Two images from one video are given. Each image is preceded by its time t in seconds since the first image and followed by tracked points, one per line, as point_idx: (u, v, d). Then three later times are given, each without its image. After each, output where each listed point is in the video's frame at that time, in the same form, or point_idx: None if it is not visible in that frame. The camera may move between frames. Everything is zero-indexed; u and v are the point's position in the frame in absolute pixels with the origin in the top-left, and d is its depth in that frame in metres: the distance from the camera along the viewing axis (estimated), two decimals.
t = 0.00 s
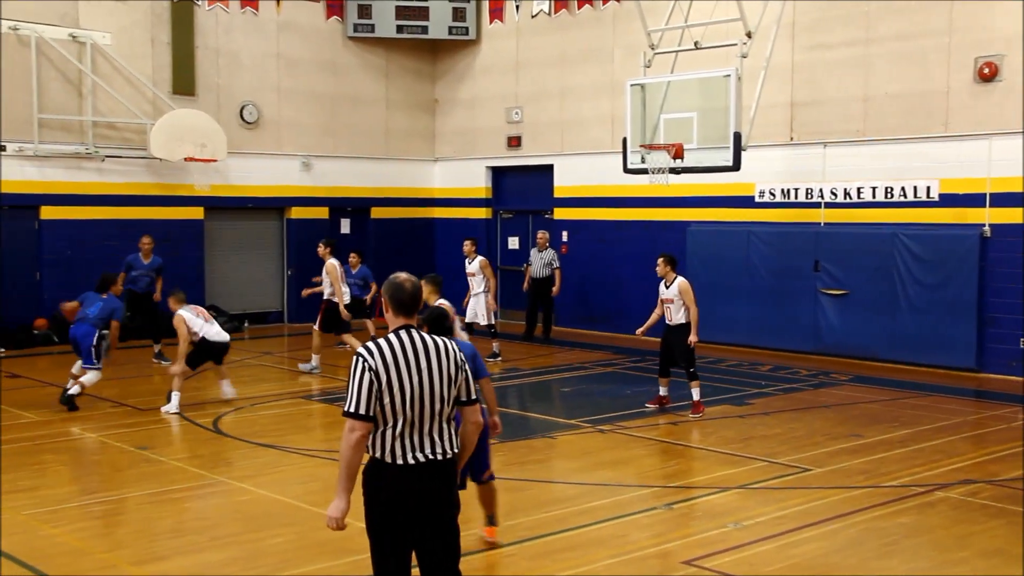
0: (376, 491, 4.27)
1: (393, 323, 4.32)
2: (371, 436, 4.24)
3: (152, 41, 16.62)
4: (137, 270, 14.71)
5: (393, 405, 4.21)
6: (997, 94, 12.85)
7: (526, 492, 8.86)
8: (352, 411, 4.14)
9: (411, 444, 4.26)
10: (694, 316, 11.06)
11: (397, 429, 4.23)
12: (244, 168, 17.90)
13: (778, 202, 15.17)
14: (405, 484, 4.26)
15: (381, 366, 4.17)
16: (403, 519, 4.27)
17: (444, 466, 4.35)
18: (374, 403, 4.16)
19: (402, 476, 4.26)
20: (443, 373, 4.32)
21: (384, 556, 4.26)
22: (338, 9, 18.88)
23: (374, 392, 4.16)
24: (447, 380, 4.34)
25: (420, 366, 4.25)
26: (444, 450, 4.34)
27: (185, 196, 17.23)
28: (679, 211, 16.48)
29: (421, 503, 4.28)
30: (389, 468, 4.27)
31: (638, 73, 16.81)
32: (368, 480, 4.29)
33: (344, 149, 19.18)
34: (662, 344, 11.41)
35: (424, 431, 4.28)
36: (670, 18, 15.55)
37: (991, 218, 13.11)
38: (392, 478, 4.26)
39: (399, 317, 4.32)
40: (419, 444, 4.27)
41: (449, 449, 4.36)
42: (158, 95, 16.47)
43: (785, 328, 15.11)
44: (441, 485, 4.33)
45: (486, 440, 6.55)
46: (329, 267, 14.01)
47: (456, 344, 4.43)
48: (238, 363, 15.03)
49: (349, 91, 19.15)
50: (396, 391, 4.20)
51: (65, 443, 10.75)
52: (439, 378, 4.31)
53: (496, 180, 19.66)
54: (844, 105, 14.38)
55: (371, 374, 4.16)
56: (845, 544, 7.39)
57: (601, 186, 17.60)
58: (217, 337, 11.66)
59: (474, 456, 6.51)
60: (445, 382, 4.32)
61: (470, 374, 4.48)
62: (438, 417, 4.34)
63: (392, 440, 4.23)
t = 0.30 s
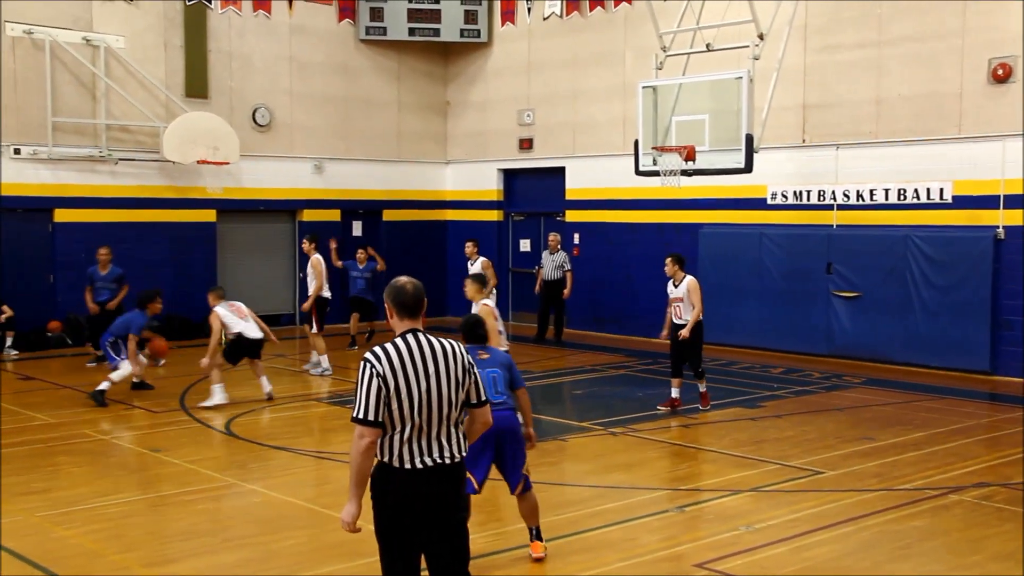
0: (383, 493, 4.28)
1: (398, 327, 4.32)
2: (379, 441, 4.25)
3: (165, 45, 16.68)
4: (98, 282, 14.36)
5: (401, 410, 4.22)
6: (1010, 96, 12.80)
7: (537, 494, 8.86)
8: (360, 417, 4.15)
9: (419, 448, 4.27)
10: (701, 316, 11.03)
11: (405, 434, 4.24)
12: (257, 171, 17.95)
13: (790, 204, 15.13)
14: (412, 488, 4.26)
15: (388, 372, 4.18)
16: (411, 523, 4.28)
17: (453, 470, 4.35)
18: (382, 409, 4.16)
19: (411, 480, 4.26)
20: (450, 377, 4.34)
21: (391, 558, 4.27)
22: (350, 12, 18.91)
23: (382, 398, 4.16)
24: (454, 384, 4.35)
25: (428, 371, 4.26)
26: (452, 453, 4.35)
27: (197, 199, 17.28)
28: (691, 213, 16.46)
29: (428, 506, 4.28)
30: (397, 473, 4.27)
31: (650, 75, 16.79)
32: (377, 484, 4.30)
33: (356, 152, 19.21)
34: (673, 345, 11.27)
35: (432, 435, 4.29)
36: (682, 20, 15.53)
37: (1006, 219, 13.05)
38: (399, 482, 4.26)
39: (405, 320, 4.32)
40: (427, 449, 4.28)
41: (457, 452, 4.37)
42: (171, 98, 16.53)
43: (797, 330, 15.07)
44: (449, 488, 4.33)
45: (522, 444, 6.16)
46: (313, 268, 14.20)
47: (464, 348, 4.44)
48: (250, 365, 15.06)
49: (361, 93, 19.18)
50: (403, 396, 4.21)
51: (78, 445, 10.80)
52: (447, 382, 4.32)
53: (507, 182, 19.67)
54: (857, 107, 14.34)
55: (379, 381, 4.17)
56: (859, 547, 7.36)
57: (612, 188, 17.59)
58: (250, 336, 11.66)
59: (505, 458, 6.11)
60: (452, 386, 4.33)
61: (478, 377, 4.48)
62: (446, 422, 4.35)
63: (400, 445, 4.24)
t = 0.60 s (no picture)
0: (392, 499, 4.31)
1: (404, 335, 4.34)
2: (387, 447, 4.26)
3: (177, 53, 16.73)
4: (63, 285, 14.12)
5: (409, 416, 4.23)
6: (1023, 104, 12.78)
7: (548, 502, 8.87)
8: (368, 425, 4.16)
9: (428, 454, 4.28)
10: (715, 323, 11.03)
11: (414, 441, 4.26)
12: (268, 178, 18.00)
13: (801, 211, 15.14)
14: (421, 494, 4.28)
15: (395, 379, 4.19)
16: (420, 528, 4.30)
17: (462, 475, 4.36)
18: (390, 417, 4.18)
19: (419, 486, 4.28)
20: (458, 383, 4.36)
21: (399, 564, 4.30)
22: (361, 19, 18.97)
23: (389, 405, 4.18)
24: (463, 390, 4.36)
25: (436, 378, 4.27)
26: (461, 459, 4.37)
27: (208, 206, 17.33)
28: (702, 220, 16.46)
29: (437, 511, 4.31)
30: (406, 479, 4.29)
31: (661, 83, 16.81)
32: (385, 490, 4.32)
33: (367, 159, 19.25)
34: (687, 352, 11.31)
35: (441, 441, 4.31)
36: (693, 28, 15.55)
37: (1017, 227, 13.03)
38: (409, 488, 4.28)
39: (411, 328, 4.33)
40: (435, 455, 4.30)
41: (466, 458, 4.38)
42: (183, 106, 16.58)
43: (808, 338, 15.07)
44: (458, 494, 4.36)
45: (547, 463, 6.17)
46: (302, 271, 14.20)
47: (472, 353, 4.45)
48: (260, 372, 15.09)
49: (372, 101, 19.23)
50: (411, 403, 4.23)
51: (89, 452, 10.84)
52: (455, 388, 4.34)
53: (518, 189, 19.70)
54: (869, 114, 14.34)
55: (386, 388, 4.18)
56: (870, 555, 7.36)
57: (623, 195, 17.60)
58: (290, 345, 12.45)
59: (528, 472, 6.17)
60: (460, 392, 4.35)
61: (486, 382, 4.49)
62: (454, 428, 4.36)
63: (409, 452, 4.26)
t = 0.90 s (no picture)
0: (398, 501, 4.31)
1: (410, 336, 4.35)
2: (393, 449, 4.27)
3: (185, 55, 16.77)
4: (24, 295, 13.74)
5: (415, 418, 4.24)
6: None
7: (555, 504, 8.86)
8: (373, 426, 4.17)
9: (434, 456, 4.28)
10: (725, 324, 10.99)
11: (419, 442, 4.26)
12: (276, 180, 18.03)
13: (809, 214, 15.12)
14: (426, 496, 4.28)
15: (399, 379, 4.20)
16: (426, 531, 4.30)
17: (468, 477, 4.36)
18: (395, 417, 4.18)
19: (425, 488, 4.28)
20: (464, 384, 4.36)
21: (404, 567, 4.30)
22: (369, 22, 19.00)
23: (394, 406, 4.18)
24: (469, 391, 4.36)
25: (442, 379, 4.28)
26: (468, 460, 4.36)
27: (216, 208, 17.36)
28: (709, 222, 16.45)
29: (443, 514, 4.30)
30: (412, 481, 4.29)
31: (668, 84, 16.79)
32: (391, 492, 4.32)
33: (374, 160, 19.27)
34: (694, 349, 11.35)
35: (447, 442, 4.30)
36: (700, 30, 15.54)
37: None
38: (414, 490, 4.28)
39: (417, 329, 4.34)
40: (441, 456, 4.29)
41: (472, 460, 4.37)
42: (191, 108, 16.61)
43: (815, 340, 15.03)
44: (464, 496, 4.35)
45: (586, 457, 6.28)
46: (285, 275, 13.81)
47: (478, 353, 4.45)
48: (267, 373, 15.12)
49: (379, 103, 19.25)
50: (416, 405, 4.23)
51: (98, 453, 10.86)
52: (461, 388, 4.34)
53: (525, 192, 19.70)
54: (876, 116, 14.30)
55: (391, 389, 4.19)
56: (878, 558, 7.33)
57: (630, 197, 17.60)
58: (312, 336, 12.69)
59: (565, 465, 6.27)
60: (466, 392, 4.35)
61: (494, 382, 4.49)
62: (460, 429, 4.36)
63: (415, 453, 4.26)
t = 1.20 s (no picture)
0: (407, 504, 4.32)
1: (419, 339, 4.33)
2: (402, 451, 4.27)
3: (194, 58, 16.80)
4: None
5: (424, 420, 4.24)
6: None
7: (564, 506, 8.87)
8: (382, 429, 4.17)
9: (444, 458, 4.29)
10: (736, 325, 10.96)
11: (429, 444, 4.26)
12: (284, 183, 18.07)
13: (818, 216, 15.11)
14: (435, 498, 4.30)
15: (408, 382, 4.20)
16: (435, 532, 4.31)
17: (478, 479, 4.37)
18: (404, 420, 4.18)
19: (434, 490, 4.29)
20: (474, 387, 4.35)
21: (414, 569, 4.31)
22: (378, 25, 19.03)
23: (403, 409, 4.18)
24: (478, 393, 4.36)
25: (450, 381, 4.27)
26: (477, 462, 4.37)
27: (224, 210, 17.40)
28: (719, 224, 16.42)
29: (452, 516, 4.32)
30: (421, 483, 4.29)
31: (676, 87, 16.78)
32: (400, 494, 4.33)
33: (383, 163, 19.28)
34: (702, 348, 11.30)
35: (457, 445, 4.31)
36: (709, 32, 15.53)
37: None
38: (424, 492, 4.30)
39: (426, 331, 4.31)
40: (450, 458, 4.30)
41: (481, 462, 4.38)
42: (200, 111, 16.66)
43: (824, 343, 15.00)
44: (473, 498, 4.35)
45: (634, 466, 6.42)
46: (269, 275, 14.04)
47: (486, 354, 4.45)
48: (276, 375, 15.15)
49: (388, 106, 19.28)
50: (425, 407, 4.23)
51: (107, 454, 10.89)
52: (470, 390, 4.34)
53: (533, 194, 19.71)
54: (886, 119, 14.28)
55: (400, 392, 4.18)
56: (888, 562, 7.31)
57: (639, 199, 17.59)
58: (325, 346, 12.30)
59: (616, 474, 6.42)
60: (475, 393, 4.35)
61: (502, 383, 4.49)
62: (469, 430, 4.36)
63: (424, 456, 4.26)
